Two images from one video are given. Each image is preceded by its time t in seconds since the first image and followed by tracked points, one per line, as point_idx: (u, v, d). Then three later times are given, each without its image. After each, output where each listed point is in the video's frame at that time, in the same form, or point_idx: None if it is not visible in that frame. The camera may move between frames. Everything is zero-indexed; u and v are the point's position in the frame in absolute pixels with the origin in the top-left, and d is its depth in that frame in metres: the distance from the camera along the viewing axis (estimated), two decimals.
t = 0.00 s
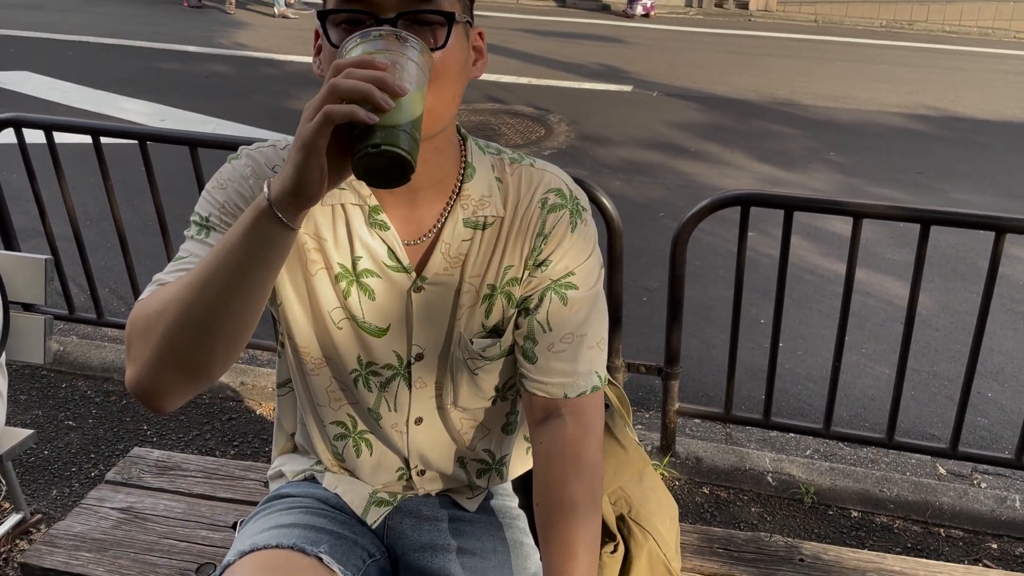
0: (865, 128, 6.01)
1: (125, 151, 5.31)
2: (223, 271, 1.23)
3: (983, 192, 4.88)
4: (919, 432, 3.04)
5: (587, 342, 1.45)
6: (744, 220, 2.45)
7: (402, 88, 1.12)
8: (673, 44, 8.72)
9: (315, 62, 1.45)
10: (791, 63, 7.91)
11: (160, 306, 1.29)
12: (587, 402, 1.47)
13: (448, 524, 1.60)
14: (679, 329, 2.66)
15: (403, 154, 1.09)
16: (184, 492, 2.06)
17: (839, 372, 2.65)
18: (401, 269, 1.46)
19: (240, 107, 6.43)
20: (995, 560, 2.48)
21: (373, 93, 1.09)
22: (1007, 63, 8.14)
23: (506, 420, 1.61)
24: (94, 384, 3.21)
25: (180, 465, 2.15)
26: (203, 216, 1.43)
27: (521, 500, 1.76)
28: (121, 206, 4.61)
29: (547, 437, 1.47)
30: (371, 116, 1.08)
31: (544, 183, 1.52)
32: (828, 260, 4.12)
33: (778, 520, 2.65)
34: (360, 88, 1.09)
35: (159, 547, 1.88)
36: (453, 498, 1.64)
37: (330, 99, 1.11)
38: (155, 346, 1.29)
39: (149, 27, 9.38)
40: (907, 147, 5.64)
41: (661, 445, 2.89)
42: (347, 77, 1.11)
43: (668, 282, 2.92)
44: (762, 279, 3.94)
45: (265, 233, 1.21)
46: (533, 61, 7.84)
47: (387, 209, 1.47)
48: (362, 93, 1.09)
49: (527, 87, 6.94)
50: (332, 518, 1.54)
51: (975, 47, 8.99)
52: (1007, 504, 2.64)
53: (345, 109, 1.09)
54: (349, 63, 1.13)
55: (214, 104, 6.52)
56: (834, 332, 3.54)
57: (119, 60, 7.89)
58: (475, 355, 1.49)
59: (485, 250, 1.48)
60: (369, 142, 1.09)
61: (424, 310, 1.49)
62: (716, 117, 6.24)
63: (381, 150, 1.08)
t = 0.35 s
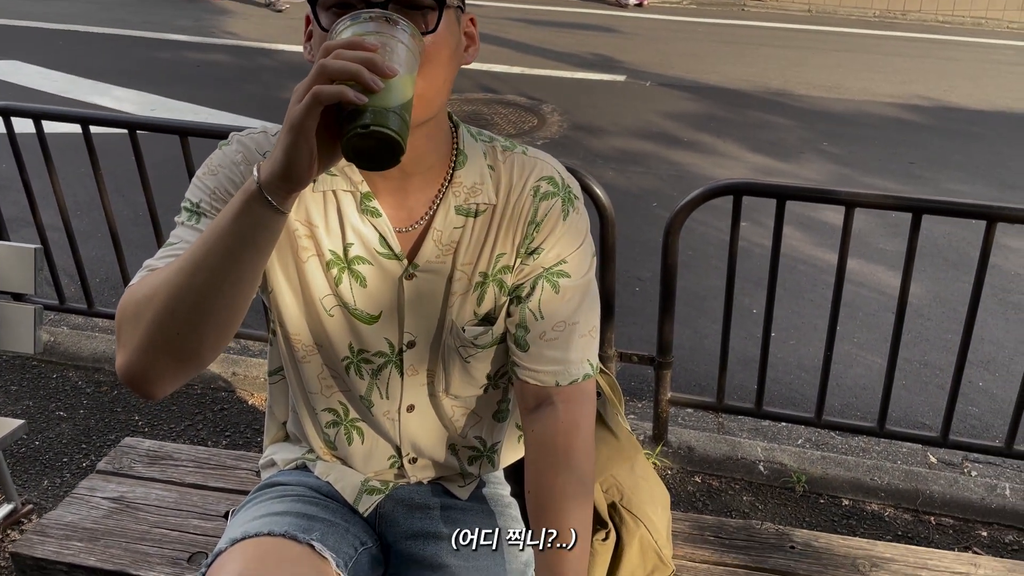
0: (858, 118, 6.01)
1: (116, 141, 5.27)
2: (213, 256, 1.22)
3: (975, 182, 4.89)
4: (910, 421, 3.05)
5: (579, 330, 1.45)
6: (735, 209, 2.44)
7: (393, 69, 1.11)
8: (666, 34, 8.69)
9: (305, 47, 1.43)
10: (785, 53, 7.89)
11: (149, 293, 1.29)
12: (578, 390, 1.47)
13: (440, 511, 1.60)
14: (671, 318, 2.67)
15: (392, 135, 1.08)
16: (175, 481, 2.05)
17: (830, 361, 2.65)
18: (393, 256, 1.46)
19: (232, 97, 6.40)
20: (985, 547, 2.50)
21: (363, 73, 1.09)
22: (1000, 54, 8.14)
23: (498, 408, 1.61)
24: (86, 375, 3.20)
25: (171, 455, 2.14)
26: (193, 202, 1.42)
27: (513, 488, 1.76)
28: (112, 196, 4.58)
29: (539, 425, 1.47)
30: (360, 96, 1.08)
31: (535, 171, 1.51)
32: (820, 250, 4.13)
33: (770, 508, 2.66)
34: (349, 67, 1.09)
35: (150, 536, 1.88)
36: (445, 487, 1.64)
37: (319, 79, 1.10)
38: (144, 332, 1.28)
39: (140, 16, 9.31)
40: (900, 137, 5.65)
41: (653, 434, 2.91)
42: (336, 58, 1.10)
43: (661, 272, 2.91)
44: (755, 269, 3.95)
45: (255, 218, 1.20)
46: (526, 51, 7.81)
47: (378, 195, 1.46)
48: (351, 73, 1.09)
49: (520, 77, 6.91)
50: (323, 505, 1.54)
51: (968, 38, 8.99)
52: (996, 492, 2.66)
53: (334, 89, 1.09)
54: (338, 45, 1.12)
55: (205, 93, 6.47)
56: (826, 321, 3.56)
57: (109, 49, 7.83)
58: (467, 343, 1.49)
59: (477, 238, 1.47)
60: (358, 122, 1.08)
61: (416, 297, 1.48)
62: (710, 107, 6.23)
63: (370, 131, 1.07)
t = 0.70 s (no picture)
0: (853, 110, 6.01)
1: (108, 132, 5.23)
2: (205, 244, 1.21)
3: (970, 175, 4.90)
4: (904, 413, 3.06)
5: (575, 321, 1.44)
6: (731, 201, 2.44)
7: (388, 54, 1.10)
8: (661, 25, 8.67)
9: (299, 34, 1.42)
10: (780, 45, 7.88)
11: (141, 282, 1.27)
12: (575, 381, 1.46)
13: (436, 503, 1.60)
14: (667, 310, 2.66)
15: (386, 120, 1.06)
16: (169, 473, 2.05)
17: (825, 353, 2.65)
18: (388, 246, 1.45)
19: (225, 88, 6.36)
20: (979, 538, 2.51)
21: (356, 57, 1.07)
22: (994, 46, 8.15)
23: (494, 399, 1.60)
24: (79, 367, 3.18)
25: (165, 447, 2.13)
26: (187, 191, 1.41)
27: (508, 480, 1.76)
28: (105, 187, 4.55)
29: (535, 416, 1.46)
30: (354, 81, 1.07)
31: (532, 162, 1.50)
32: (815, 242, 4.13)
33: (765, 499, 2.67)
34: (344, 51, 1.08)
35: (144, 528, 1.87)
36: (440, 478, 1.64)
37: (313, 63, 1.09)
38: (136, 322, 1.27)
39: (131, 6, 9.24)
40: (895, 130, 5.65)
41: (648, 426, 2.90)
42: (330, 42, 1.10)
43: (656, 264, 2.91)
44: (750, 261, 3.94)
45: (248, 205, 1.19)
46: (520, 42, 7.78)
47: (373, 184, 1.45)
48: (345, 57, 1.08)
49: (515, 68, 6.88)
50: (318, 496, 1.53)
51: (962, 30, 8.99)
52: (990, 483, 2.67)
53: (328, 74, 1.08)
54: (333, 29, 1.11)
55: (198, 84, 6.43)
56: (821, 313, 3.56)
57: (101, 39, 7.78)
58: (463, 334, 1.48)
59: (472, 228, 1.46)
60: (352, 107, 1.07)
61: (411, 288, 1.47)
62: (705, 99, 6.22)
63: (364, 116, 1.06)
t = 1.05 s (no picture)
0: (850, 103, 6.01)
1: (102, 123, 5.20)
2: (204, 233, 1.19)
3: (966, 169, 4.90)
4: (901, 406, 3.07)
5: (576, 313, 1.43)
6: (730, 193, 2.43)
7: (387, 40, 1.09)
8: (658, 17, 8.64)
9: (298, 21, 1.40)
10: (777, 37, 7.87)
11: (139, 272, 1.26)
12: (576, 373, 1.45)
13: (435, 495, 1.59)
14: (665, 302, 2.66)
15: (384, 105, 1.04)
16: (166, 465, 2.04)
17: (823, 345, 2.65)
18: (388, 236, 1.44)
19: (220, 79, 6.32)
20: (976, 530, 2.52)
21: (354, 41, 1.06)
22: (990, 39, 8.15)
23: (493, 391, 1.59)
24: (74, 358, 3.16)
25: (162, 439, 2.12)
26: (185, 179, 1.39)
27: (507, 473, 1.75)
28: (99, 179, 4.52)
29: (535, 409, 1.46)
30: (353, 66, 1.05)
31: (533, 152, 1.49)
32: (812, 235, 4.13)
33: (762, 492, 2.67)
34: (342, 36, 1.07)
35: (141, 521, 1.86)
36: (439, 470, 1.63)
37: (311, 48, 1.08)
38: (134, 312, 1.26)
39: None
40: (892, 123, 5.65)
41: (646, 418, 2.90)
42: (329, 27, 1.08)
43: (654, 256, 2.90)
44: (748, 254, 3.94)
45: (247, 193, 1.18)
46: (517, 34, 7.75)
47: (373, 173, 1.44)
48: (343, 41, 1.07)
49: (512, 60, 6.86)
50: (317, 488, 1.52)
51: (958, 23, 8.98)
52: (987, 476, 2.67)
53: (326, 59, 1.07)
54: (332, 14, 1.10)
55: (193, 75, 6.39)
56: (818, 306, 3.56)
57: (95, 30, 7.73)
58: (464, 326, 1.47)
59: (473, 219, 1.45)
60: (350, 92, 1.05)
61: (411, 279, 1.46)
62: (702, 92, 6.20)
63: (363, 100, 1.04)
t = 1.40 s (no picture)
0: (848, 98, 6.00)
1: (99, 115, 5.17)
2: (201, 225, 1.19)
3: (964, 164, 4.90)
4: (899, 401, 3.07)
5: (575, 307, 1.43)
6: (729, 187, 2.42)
7: (386, 30, 1.08)
8: (656, 11, 8.62)
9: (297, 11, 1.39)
10: (775, 32, 7.85)
11: (136, 265, 1.25)
12: (576, 367, 1.45)
13: (434, 489, 1.59)
14: (664, 297, 2.65)
15: (383, 94, 1.03)
16: (164, 459, 2.03)
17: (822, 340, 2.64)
18: (387, 230, 1.43)
19: (217, 72, 6.29)
20: (974, 525, 2.52)
21: (353, 31, 1.05)
22: (989, 35, 8.13)
23: (493, 385, 1.59)
24: (71, 352, 3.15)
25: (159, 433, 2.12)
26: (183, 171, 1.39)
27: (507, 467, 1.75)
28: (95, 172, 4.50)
29: (535, 404, 1.45)
30: (351, 55, 1.04)
31: (532, 146, 1.48)
32: (811, 230, 4.13)
33: (760, 486, 2.67)
34: (340, 25, 1.06)
35: (138, 515, 1.85)
36: (439, 464, 1.63)
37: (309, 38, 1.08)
38: (130, 304, 1.25)
39: None
40: (890, 118, 5.64)
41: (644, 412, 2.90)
42: (328, 16, 1.08)
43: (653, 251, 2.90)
44: (746, 249, 3.94)
45: (244, 185, 1.17)
46: (515, 28, 7.72)
47: (372, 166, 1.43)
48: (342, 30, 1.06)
49: (510, 54, 6.83)
50: (316, 482, 1.52)
51: (957, 18, 8.96)
52: (985, 471, 2.68)
53: (325, 48, 1.06)
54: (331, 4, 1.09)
55: (190, 67, 6.36)
56: (816, 301, 3.56)
57: (92, 22, 7.69)
58: (463, 320, 1.47)
59: (472, 213, 1.45)
60: (348, 81, 1.04)
61: (410, 273, 1.45)
62: (700, 86, 6.19)
63: (362, 89, 1.03)
